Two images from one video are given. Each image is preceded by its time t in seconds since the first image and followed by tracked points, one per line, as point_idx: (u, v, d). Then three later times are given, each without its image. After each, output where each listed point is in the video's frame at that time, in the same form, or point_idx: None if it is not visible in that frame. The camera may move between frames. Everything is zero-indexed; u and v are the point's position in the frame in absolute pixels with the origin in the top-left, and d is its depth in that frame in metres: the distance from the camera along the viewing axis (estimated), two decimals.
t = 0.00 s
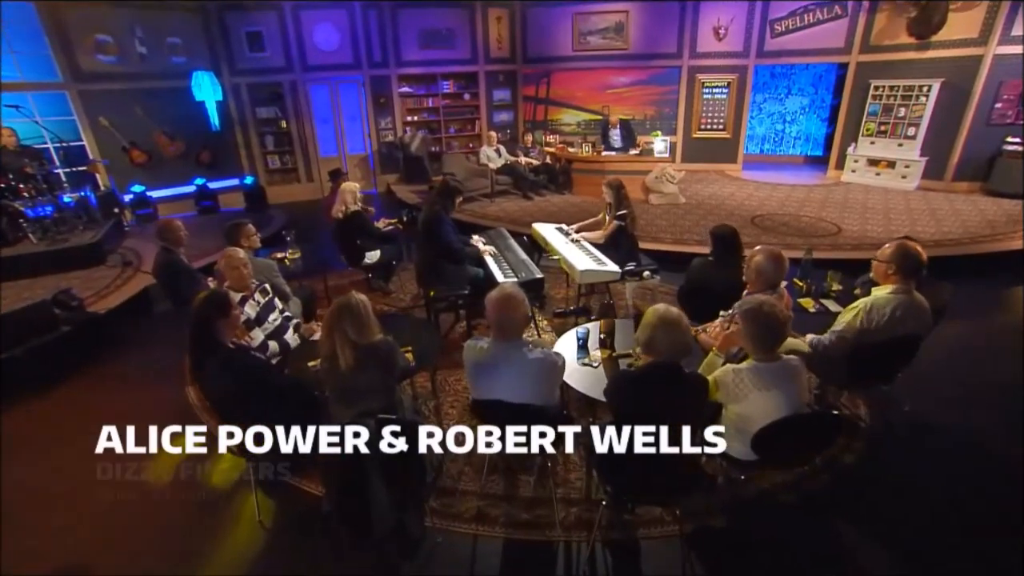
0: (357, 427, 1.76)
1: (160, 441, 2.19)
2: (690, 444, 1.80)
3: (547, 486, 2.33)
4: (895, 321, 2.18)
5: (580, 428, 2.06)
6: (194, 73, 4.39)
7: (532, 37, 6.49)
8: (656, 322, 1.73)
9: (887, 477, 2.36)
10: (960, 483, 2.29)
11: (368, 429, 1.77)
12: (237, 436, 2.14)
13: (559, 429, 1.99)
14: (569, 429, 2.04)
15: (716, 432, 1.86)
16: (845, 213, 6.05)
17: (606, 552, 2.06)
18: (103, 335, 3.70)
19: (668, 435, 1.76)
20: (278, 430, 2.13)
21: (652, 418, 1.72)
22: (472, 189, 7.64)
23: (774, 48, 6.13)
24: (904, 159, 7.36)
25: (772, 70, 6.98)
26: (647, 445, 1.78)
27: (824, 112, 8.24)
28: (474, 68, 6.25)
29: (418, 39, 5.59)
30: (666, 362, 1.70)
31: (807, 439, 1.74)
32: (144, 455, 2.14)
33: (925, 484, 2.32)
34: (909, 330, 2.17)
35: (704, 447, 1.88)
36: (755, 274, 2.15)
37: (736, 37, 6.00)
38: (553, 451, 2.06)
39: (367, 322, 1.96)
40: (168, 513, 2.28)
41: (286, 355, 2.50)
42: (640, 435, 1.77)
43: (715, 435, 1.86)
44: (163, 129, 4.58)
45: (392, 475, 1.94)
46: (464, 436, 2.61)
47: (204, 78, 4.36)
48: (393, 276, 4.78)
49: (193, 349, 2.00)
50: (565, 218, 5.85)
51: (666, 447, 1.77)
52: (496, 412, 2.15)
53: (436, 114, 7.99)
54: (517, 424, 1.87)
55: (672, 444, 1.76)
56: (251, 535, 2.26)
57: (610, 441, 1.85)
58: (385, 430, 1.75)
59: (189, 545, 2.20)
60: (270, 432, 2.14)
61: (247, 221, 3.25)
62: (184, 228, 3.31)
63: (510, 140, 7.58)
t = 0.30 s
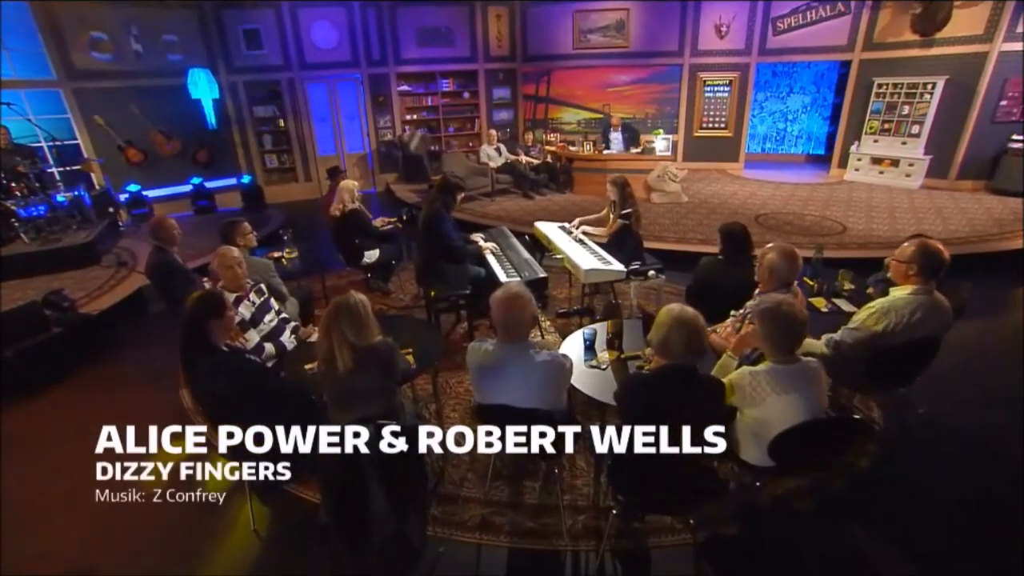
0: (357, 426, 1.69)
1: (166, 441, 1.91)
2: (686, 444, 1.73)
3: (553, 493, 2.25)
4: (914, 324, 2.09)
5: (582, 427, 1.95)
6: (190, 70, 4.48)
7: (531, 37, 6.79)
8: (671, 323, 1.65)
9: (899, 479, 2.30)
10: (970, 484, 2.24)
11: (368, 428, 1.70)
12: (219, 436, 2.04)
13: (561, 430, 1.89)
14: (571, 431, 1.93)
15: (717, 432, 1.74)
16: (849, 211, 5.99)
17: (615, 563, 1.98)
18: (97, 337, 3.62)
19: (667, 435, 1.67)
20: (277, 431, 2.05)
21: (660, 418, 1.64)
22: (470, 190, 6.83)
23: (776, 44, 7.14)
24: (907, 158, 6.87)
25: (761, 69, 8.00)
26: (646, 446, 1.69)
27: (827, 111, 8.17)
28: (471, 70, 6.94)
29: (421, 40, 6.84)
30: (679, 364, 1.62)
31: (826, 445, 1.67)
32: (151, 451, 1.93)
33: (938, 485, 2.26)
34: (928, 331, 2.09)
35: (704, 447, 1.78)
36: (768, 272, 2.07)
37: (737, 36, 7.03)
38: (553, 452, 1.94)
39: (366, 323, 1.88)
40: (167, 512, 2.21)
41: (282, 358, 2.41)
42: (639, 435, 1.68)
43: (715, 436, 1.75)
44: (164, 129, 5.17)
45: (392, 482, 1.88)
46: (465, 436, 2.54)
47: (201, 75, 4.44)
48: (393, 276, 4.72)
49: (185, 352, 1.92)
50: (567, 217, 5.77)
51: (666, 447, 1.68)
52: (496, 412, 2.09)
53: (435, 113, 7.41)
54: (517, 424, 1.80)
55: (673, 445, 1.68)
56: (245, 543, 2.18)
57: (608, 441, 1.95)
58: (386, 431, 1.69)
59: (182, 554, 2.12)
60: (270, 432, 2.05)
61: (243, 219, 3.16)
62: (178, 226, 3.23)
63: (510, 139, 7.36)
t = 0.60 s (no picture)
0: (357, 427, 1.74)
1: (167, 439, 1.99)
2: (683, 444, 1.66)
3: (561, 500, 2.19)
4: (939, 329, 2.05)
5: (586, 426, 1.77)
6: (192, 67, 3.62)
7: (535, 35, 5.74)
8: (686, 326, 1.58)
9: (918, 485, 2.22)
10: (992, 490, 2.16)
11: (368, 429, 1.75)
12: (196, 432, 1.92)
13: (559, 430, 1.72)
14: (570, 431, 1.74)
15: (717, 432, 1.61)
16: (858, 211, 5.90)
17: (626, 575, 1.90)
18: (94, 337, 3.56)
19: (668, 435, 1.60)
20: (277, 431, 2.00)
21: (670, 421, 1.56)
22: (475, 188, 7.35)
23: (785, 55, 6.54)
24: (916, 158, 6.71)
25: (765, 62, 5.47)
26: (646, 446, 1.62)
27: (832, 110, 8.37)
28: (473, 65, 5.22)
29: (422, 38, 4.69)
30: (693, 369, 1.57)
31: (850, 455, 1.59)
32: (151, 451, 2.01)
33: (957, 492, 2.19)
34: (952, 338, 2.04)
35: (704, 449, 1.64)
36: (785, 272, 1.99)
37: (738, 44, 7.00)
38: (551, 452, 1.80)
39: (368, 324, 1.80)
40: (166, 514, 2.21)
41: (280, 360, 2.32)
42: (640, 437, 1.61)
43: (717, 437, 1.60)
44: (161, 125, 3.81)
45: (395, 485, 1.87)
46: (464, 436, 2.51)
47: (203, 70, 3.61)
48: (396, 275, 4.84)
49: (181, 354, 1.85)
50: (571, 217, 5.69)
51: (666, 447, 1.61)
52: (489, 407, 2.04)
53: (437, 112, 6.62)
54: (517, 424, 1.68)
55: (673, 444, 1.61)
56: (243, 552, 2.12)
57: (610, 441, 1.94)
58: (386, 432, 1.77)
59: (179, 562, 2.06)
60: (270, 432, 1.99)
61: (243, 217, 3.11)
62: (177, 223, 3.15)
63: (514, 140, 6.51)
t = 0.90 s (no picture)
0: (356, 427, 1.69)
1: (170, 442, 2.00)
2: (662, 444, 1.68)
3: (571, 510, 2.10)
4: (968, 331, 1.96)
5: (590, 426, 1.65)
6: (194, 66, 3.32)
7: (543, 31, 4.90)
8: (708, 330, 1.50)
9: (944, 495, 2.12)
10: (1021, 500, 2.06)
11: (368, 428, 1.70)
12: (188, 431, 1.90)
13: (559, 429, 1.62)
14: (570, 430, 1.62)
15: (716, 432, 1.48)
16: (869, 212, 5.77)
17: None
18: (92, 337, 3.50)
19: (668, 435, 1.52)
20: (277, 432, 1.92)
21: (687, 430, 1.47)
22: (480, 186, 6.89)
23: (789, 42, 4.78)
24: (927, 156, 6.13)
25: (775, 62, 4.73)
26: (646, 446, 1.58)
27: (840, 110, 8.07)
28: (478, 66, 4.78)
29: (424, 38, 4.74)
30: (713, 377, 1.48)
31: (878, 464, 1.50)
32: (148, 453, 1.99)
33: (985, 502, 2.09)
34: (981, 341, 1.95)
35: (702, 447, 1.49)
36: (807, 274, 1.89)
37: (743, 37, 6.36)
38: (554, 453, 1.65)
39: (370, 326, 1.70)
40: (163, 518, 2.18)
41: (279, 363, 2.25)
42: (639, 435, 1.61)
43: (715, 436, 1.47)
44: (164, 123, 3.36)
45: (395, 491, 1.83)
46: (465, 435, 2.46)
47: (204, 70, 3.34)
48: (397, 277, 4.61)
49: (175, 358, 1.77)
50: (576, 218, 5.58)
51: (665, 447, 1.51)
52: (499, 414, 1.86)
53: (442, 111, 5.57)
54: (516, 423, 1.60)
55: (673, 444, 1.51)
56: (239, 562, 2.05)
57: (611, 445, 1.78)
58: (387, 431, 1.72)
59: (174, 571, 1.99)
60: (271, 432, 1.92)
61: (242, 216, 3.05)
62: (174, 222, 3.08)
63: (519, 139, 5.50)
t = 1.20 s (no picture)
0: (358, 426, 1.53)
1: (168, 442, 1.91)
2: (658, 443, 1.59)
3: (579, 521, 2.02)
4: (997, 334, 1.86)
5: (589, 425, 1.59)
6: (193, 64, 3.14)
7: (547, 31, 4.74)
8: (729, 335, 1.43)
9: (967, 507, 2.03)
10: None
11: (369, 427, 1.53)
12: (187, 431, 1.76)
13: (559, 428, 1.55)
14: (570, 430, 1.55)
15: (716, 431, 1.36)
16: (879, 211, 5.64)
17: None
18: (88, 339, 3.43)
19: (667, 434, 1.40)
20: (277, 432, 1.84)
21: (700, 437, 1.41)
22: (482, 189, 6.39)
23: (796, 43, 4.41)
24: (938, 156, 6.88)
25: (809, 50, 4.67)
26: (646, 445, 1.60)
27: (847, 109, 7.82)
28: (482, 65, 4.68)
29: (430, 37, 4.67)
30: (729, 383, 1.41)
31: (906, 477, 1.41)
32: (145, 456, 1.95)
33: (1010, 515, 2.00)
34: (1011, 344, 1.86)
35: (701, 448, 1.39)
36: (827, 275, 1.81)
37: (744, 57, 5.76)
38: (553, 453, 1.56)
39: (369, 329, 1.66)
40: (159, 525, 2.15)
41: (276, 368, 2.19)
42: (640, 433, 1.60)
43: (715, 436, 1.35)
44: (163, 122, 3.17)
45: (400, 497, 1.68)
46: (465, 436, 2.32)
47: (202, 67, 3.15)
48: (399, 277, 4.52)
49: (167, 365, 1.70)
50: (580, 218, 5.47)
51: (665, 447, 1.42)
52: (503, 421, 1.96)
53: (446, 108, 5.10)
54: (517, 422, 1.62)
55: (672, 444, 1.41)
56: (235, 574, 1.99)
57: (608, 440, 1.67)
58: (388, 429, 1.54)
59: None
60: (271, 432, 1.83)
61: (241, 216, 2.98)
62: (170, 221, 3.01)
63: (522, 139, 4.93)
